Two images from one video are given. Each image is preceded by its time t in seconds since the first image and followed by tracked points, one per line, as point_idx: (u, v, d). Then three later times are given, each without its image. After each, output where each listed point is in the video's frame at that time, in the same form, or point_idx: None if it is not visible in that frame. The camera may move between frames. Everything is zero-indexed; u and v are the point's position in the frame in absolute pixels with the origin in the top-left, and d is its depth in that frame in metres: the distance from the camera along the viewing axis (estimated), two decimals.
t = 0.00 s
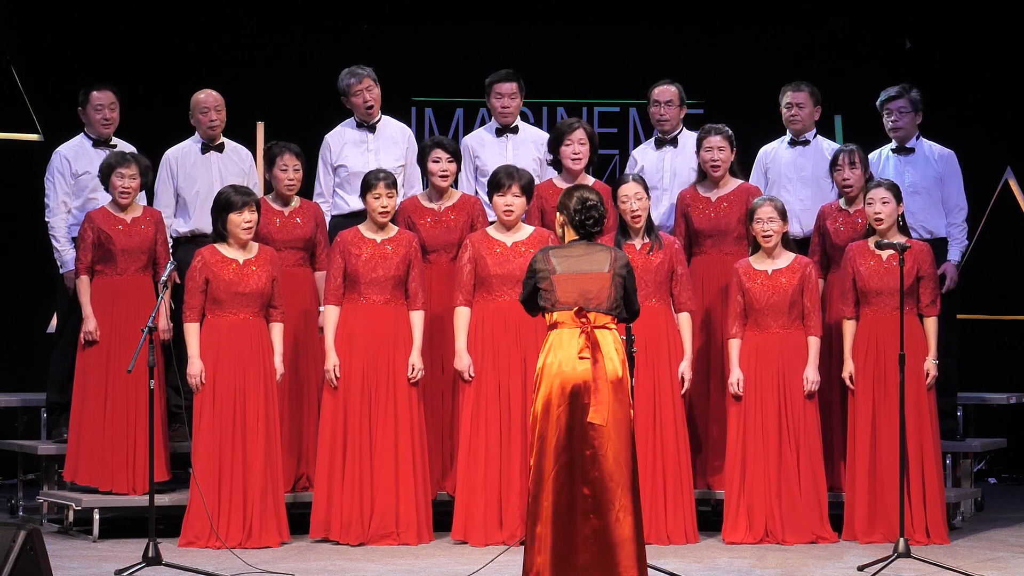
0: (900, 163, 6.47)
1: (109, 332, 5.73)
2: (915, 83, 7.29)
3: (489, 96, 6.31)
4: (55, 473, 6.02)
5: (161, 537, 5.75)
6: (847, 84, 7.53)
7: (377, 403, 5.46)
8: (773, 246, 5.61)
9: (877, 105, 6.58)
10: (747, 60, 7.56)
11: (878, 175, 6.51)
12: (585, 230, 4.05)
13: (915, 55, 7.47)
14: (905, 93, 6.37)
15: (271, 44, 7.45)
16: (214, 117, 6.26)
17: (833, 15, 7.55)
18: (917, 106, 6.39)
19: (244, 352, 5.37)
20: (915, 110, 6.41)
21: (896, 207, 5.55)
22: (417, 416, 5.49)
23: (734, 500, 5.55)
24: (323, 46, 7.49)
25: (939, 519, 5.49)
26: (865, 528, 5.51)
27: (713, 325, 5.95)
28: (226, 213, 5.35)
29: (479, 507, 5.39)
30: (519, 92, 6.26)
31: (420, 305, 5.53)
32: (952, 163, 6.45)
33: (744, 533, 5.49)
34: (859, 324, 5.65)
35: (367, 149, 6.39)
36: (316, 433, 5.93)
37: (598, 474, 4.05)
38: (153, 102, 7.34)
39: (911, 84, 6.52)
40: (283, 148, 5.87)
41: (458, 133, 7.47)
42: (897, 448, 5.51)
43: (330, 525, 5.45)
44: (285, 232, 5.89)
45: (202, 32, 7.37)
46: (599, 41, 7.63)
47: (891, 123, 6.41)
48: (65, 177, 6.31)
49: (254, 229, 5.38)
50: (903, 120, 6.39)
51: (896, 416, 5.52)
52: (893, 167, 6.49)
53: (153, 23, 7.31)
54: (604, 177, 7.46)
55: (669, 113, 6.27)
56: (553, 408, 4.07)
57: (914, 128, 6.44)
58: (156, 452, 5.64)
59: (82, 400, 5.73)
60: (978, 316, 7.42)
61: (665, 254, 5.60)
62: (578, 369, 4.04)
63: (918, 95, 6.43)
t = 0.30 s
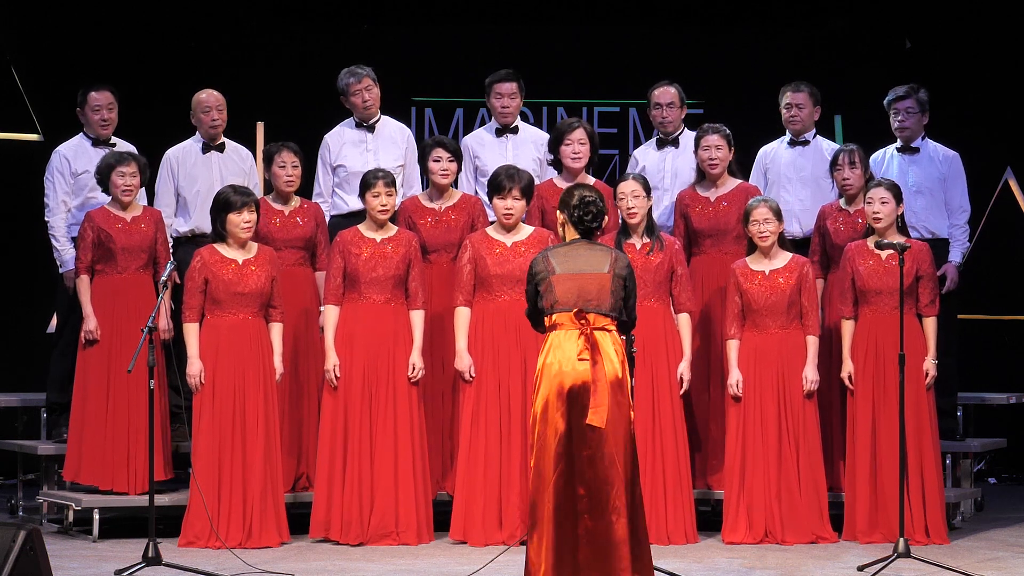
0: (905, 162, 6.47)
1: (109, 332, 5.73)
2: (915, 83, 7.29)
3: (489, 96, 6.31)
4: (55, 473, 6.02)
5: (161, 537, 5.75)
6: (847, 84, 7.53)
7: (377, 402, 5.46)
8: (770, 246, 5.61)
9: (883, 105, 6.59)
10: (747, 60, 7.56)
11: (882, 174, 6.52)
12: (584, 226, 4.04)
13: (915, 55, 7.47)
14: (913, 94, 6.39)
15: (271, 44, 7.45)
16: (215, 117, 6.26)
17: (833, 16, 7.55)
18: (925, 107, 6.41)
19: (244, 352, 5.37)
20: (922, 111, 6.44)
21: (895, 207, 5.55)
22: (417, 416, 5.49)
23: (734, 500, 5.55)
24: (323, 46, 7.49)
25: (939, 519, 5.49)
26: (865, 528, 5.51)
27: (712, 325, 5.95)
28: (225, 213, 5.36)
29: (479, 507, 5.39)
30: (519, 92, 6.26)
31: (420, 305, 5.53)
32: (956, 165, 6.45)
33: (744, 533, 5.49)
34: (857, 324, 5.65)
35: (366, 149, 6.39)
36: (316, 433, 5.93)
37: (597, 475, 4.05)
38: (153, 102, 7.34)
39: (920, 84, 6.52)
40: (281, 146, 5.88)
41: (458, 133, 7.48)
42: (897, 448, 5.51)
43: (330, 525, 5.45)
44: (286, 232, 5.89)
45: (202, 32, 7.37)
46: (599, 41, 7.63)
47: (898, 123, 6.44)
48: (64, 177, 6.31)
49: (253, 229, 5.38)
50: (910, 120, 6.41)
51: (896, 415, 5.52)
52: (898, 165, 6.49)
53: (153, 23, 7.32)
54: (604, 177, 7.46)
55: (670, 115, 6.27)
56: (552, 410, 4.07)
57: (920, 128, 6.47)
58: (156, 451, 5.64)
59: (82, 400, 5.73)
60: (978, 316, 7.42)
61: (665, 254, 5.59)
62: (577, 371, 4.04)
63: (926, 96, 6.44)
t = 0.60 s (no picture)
0: (910, 162, 6.47)
1: (109, 332, 5.73)
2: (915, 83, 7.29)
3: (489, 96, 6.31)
4: (55, 473, 6.02)
5: (161, 537, 5.75)
6: (847, 84, 7.52)
7: (377, 402, 5.46)
8: (767, 245, 5.61)
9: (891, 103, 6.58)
10: (747, 60, 7.56)
11: (887, 173, 6.52)
12: (582, 215, 4.04)
13: (915, 55, 7.47)
14: (920, 93, 6.37)
15: (271, 44, 7.45)
16: (216, 117, 6.26)
17: (833, 16, 7.55)
18: (932, 107, 6.39)
19: (244, 353, 5.37)
20: (928, 111, 6.42)
21: (895, 206, 5.55)
22: (417, 416, 5.49)
23: (733, 499, 5.55)
24: (323, 46, 7.48)
25: (939, 519, 5.49)
26: (865, 528, 5.50)
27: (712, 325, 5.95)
28: (224, 212, 5.36)
29: (480, 507, 5.39)
30: (519, 92, 6.26)
31: (420, 304, 5.53)
32: (961, 167, 6.45)
33: (744, 533, 5.49)
34: (857, 324, 5.65)
35: (366, 149, 6.39)
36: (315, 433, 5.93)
37: (597, 477, 4.04)
38: (153, 102, 7.34)
39: (927, 85, 6.51)
40: (281, 144, 5.88)
41: (458, 133, 7.48)
42: (896, 448, 5.50)
43: (332, 525, 5.46)
44: (286, 231, 5.89)
45: (202, 32, 7.38)
46: (599, 41, 7.63)
47: (904, 123, 6.42)
48: (64, 176, 6.31)
49: (251, 229, 5.38)
50: (916, 120, 6.39)
51: (895, 416, 5.52)
52: (902, 165, 6.48)
53: (153, 23, 7.32)
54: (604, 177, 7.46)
55: (670, 114, 6.27)
56: (551, 417, 4.05)
57: (926, 129, 6.46)
58: (156, 451, 5.64)
59: (82, 399, 5.74)
60: (978, 316, 7.42)
61: (665, 254, 5.59)
62: (576, 378, 4.03)
63: (933, 96, 6.42)
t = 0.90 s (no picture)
0: (913, 162, 6.48)
1: (109, 332, 5.73)
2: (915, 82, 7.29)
3: (489, 96, 6.31)
4: (55, 473, 6.02)
5: (161, 537, 5.75)
6: (847, 84, 7.52)
7: (377, 403, 5.46)
8: (766, 242, 5.60)
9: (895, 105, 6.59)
10: (747, 60, 7.56)
11: (890, 174, 6.53)
12: (577, 214, 4.01)
13: (915, 55, 7.47)
14: (924, 94, 6.39)
15: (271, 44, 7.45)
16: (217, 115, 6.26)
17: (833, 16, 7.55)
18: (936, 107, 6.41)
19: (243, 353, 5.37)
20: (933, 111, 6.44)
21: (896, 205, 5.55)
22: (417, 416, 5.49)
23: (733, 500, 5.55)
24: (323, 46, 7.48)
25: (939, 519, 5.49)
26: (865, 529, 5.50)
27: (711, 325, 5.95)
28: (223, 211, 5.36)
29: (480, 507, 5.39)
30: (519, 91, 6.26)
31: (420, 303, 5.53)
32: (965, 167, 6.45)
33: (744, 533, 5.49)
34: (857, 324, 5.65)
35: (367, 148, 6.39)
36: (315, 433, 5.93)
37: (600, 482, 4.01)
38: (153, 102, 7.34)
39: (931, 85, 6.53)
40: (279, 144, 5.89)
41: (458, 133, 7.48)
42: (897, 448, 5.50)
43: (335, 526, 5.45)
44: (286, 231, 5.89)
45: (202, 32, 7.38)
46: (599, 41, 7.63)
47: (909, 122, 6.44)
48: (63, 176, 6.31)
49: (249, 228, 5.38)
50: (920, 120, 6.41)
51: (895, 416, 5.52)
52: (906, 165, 6.49)
53: (153, 23, 7.32)
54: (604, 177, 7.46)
55: (669, 113, 6.26)
56: (551, 423, 4.02)
57: (931, 129, 6.47)
58: (156, 451, 5.64)
59: (82, 399, 5.74)
60: (978, 315, 7.41)
61: (666, 254, 5.59)
62: (576, 384, 4.01)
63: (937, 96, 6.44)
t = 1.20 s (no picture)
0: (915, 162, 6.48)
1: (109, 332, 5.72)
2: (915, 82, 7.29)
3: (489, 96, 6.31)
4: (55, 473, 6.02)
5: (161, 537, 5.74)
6: (847, 84, 7.52)
7: (377, 403, 5.46)
8: (768, 241, 5.60)
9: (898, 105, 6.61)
10: (747, 60, 7.56)
11: (892, 174, 6.53)
12: (566, 215, 4.00)
13: (915, 55, 7.48)
14: (927, 93, 6.40)
15: (271, 44, 7.45)
16: (218, 115, 6.26)
17: (833, 16, 7.55)
18: (938, 107, 6.42)
19: (243, 354, 5.37)
20: (936, 111, 6.45)
21: (897, 205, 5.55)
22: (417, 416, 5.49)
23: (733, 500, 5.55)
24: (323, 46, 7.48)
25: (939, 519, 5.49)
26: (865, 528, 5.50)
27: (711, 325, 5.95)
28: (221, 211, 5.37)
29: (480, 507, 5.39)
30: (520, 91, 6.26)
31: (419, 302, 5.52)
32: (967, 167, 6.44)
33: (744, 533, 5.49)
34: (857, 324, 5.65)
35: (368, 148, 6.39)
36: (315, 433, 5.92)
37: (599, 484, 4.01)
38: (153, 102, 7.34)
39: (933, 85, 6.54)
40: (276, 144, 5.89)
41: (458, 133, 7.48)
42: (897, 448, 5.50)
43: (336, 527, 5.45)
44: (284, 231, 5.90)
45: (202, 32, 7.37)
46: (599, 41, 7.63)
47: (911, 122, 6.45)
48: (63, 176, 6.31)
49: (246, 229, 5.38)
50: (923, 120, 6.42)
51: (896, 416, 5.52)
52: (908, 165, 6.49)
53: (153, 23, 7.32)
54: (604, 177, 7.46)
55: (668, 112, 6.25)
56: (552, 426, 4.01)
57: (933, 129, 6.47)
58: (157, 451, 5.64)
59: (82, 399, 5.74)
60: (979, 315, 7.41)
61: (667, 255, 5.59)
62: (576, 387, 4.00)
63: (940, 96, 6.45)
